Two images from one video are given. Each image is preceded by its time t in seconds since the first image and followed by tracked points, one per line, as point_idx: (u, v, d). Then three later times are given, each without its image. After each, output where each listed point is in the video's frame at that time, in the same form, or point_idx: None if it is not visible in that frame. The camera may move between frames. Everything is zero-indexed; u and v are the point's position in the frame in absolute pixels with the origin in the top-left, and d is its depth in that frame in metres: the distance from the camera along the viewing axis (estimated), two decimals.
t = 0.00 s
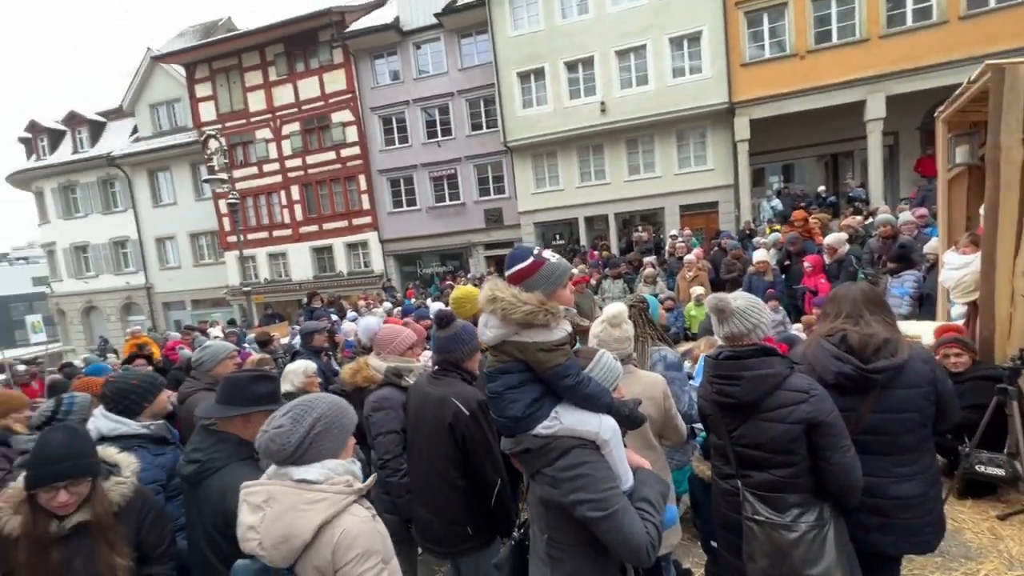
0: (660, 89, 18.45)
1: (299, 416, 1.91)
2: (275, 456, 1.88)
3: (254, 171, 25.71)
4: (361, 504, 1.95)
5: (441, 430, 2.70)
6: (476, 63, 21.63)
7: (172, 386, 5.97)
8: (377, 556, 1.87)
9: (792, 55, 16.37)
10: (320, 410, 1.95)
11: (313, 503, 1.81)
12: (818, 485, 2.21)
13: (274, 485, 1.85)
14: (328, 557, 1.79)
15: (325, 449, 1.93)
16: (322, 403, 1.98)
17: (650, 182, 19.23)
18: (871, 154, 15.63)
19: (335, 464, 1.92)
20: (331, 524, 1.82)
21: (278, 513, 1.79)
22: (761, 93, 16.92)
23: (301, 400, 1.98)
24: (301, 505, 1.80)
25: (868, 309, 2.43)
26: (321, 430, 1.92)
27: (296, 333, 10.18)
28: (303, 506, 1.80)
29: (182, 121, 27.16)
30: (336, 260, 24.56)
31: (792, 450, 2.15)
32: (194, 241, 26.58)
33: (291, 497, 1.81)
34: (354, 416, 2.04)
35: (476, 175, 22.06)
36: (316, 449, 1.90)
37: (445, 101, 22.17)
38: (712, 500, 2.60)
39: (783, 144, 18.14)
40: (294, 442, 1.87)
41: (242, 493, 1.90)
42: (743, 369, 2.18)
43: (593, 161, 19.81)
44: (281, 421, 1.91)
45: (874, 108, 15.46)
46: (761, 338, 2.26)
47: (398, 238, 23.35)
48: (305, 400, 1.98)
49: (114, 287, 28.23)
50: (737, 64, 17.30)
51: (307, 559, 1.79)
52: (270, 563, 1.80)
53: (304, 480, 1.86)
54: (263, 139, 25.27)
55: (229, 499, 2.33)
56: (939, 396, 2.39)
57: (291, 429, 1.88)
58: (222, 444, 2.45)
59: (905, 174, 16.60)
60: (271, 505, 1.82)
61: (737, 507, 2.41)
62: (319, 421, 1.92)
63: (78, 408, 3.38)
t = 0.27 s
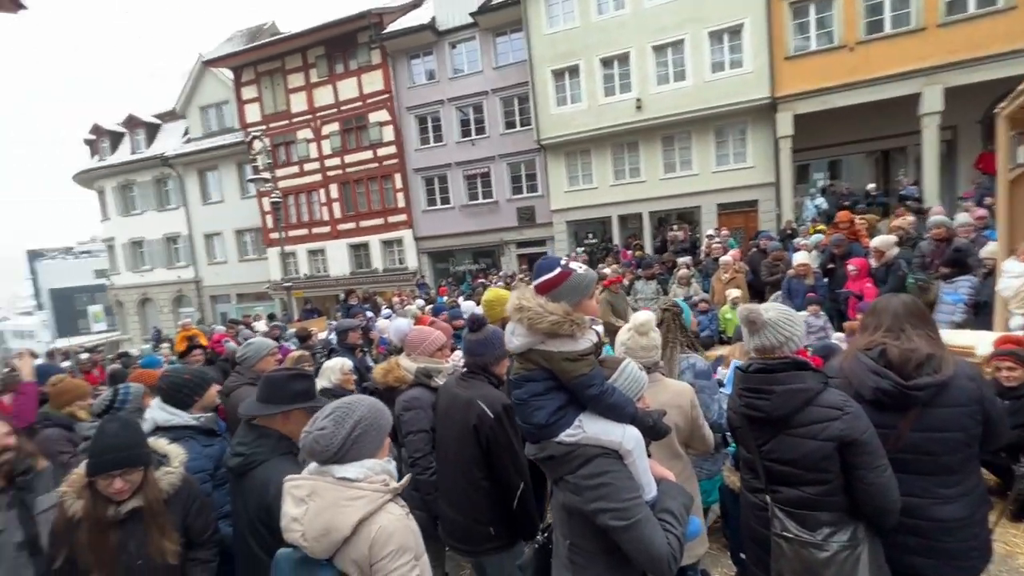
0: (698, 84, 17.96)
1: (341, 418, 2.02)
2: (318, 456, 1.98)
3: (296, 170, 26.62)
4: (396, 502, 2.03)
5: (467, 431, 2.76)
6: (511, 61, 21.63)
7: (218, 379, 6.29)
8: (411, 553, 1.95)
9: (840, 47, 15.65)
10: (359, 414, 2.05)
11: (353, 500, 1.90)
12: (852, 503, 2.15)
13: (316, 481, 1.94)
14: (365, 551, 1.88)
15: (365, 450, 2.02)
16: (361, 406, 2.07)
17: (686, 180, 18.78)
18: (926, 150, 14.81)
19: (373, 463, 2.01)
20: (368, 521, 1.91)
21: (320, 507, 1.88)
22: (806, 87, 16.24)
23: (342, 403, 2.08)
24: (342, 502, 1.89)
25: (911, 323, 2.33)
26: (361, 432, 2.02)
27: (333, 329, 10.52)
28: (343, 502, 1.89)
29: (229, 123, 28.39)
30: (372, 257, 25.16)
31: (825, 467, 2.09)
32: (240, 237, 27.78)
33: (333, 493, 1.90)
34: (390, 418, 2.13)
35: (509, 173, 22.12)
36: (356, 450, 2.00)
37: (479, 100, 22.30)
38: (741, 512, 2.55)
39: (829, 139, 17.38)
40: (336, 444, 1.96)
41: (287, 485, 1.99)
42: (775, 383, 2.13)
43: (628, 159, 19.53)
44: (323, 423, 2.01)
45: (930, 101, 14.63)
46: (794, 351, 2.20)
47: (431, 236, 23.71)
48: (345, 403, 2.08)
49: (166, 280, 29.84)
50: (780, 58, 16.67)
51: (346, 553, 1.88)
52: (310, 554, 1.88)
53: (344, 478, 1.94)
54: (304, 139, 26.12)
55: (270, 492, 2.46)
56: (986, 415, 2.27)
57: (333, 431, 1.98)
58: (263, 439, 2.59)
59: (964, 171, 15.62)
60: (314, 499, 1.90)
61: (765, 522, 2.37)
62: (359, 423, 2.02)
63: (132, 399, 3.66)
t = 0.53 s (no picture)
0: (739, 80, 17.42)
1: (381, 421, 2.10)
2: (359, 457, 2.06)
3: (335, 170, 27.43)
4: (432, 504, 2.10)
5: (498, 434, 2.80)
6: (546, 60, 21.56)
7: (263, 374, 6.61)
8: (444, 554, 2.02)
9: (894, 38, 14.88)
10: (397, 417, 2.13)
11: (390, 501, 1.98)
12: (895, 524, 2.08)
13: (356, 480, 2.04)
14: (402, 550, 1.95)
15: (403, 452, 2.10)
16: (400, 410, 2.16)
17: (725, 178, 18.27)
18: (988, 145, 13.94)
19: (410, 465, 2.09)
20: (404, 521, 1.98)
21: (361, 505, 1.97)
22: (855, 82, 15.52)
23: (381, 407, 2.16)
24: (380, 502, 1.97)
25: (964, 338, 2.22)
26: (400, 435, 2.10)
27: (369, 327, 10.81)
28: (382, 502, 1.97)
29: (273, 126, 29.50)
30: (407, 256, 25.65)
31: (866, 487, 2.03)
32: (282, 236, 28.85)
33: (374, 492, 1.99)
34: (426, 422, 2.21)
35: (543, 172, 22.10)
36: (396, 452, 2.08)
37: (513, 99, 22.35)
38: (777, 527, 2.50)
39: (879, 135, 16.56)
40: (376, 446, 2.04)
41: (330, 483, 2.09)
42: (814, 399, 2.07)
43: (664, 157, 19.17)
44: (364, 426, 2.10)
45: (993, 93, 13.74)
46: (835, 365, 2.14)
47: (465, 235, 23.97)
48: (384, 407, 2.16)
49: (214, 276, 31.31)
50: (827, 51, 15.99)
51: (383, 550, 1.96)
52: (351, 550, 1.97)
53: (384, 479, 2.03)
54: (344, 141, 26.87)
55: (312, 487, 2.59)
56: None
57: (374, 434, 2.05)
58: (306, 437, 2.72)
59: None
60: (355, 497, 2.00)
61: (802, 539, 2.31)
62: (398, 427, 2.10)
63: (185, 393, 3.91)
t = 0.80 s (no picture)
0: (778, 74, 16.81)
1: (411, 424, 2.15)
2: (390, 459, 2.12)
3: (368, 170, 28.01)
4: (459, 506, 2.15)
5: (527, 437, 2.82)
6: (577, 57, 21.37)
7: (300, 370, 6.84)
8: (471, 556, 2.06)
9: (948, 26, 14.09)
10: (427, 421, 2.18)
11: (420, 500, 2.03)
12: (938, 546, 2.00)
13: (387, 480, 2.10)
14: (430, 550, 2.00)
15: (433, 455, 2.15)
16: (430, 413, 2.20)
17: (762, 175, 17.70)
18: None
19: (440, 467, 2.14)
20: (433, 522, 2.03)
21: (392, 504, 2.02)
22: (904, 73, 14.77)
23: (411, 411, 2.21)
24: (411, 501, 2.02)
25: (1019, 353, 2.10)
26: (429, 439, 2.15)
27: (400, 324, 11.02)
28: (412, 501, 2.02)
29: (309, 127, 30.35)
30: (437, 253, 25.96)
31: (909, 507, 1.96)
32: (318, 233, 29.69)
33: (403, 492, 2.04)
34: (455, 425, 2.25)
35: (573, 170, 21.96)
36: (425, 455, 2.13)
37: (544, 97, 22.27)
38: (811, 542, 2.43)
39: (930, 130, 15.71)
40: (407, 449, 2.10)
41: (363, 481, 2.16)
42: (854, 414, 1.99)
43: (698, 154, 18.72)
44: (395, 429, 2.15)
45: None
46: (876, 378, 2.06)
47: (495, 233, 24.08)
48: (414, 411, 2.21)
49: (253, 272, 32.52)
50: (874, 41, 15.27)
51: (413, 549, 2.01)
52: (382, 547, 2.03)
53: (414, 480, 2.08)
54: (377, 140, 27.39)
55: (347, 484, 2.67)
56: None
57: (405, 437, 2.11)
58: (341, 435, 2.81)
59: None
60: (386, 496, 2.05)
61: (838, 556, 2.24)
62: (427, 430, 2.15)
63: (227, 386, 4.10)
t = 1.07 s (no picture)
0: (823, 65, 16.11)
1: (443, 424, 2.18)
2: (421, 456, 2.15)
3: (402, 168, 28.50)
4: (488, 507, 2.17)
5: (557, 442, 2.82)
6: (611, 53, 21.08)
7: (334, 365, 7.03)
8: (500, 556, 2.07)
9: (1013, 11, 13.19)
10: (460, 421, 2.21)
11: (450, 499, 2.06)
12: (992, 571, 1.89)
13: (419, 478, 2.14)
14: (460, 549, 2.03)
15: (464, 454, 2.18)
16: (461, 414, 2.24)
17: (803, 171, 17.03)
18: None
19: (470, 468, 2.18)
20: (463, 521, 2.06)
21: (422, 503, 2.06)
22: (962, 62, 13.92)
23: (445, 410, 2.25)
24: (441, 501, 2.06)
25: None
26: (461, 438, 2.17)
27: (431, 321, 11.18)
28: (443, 501, 2.06)
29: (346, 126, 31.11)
30: (468, 251, 26.18)
31: (961, 529, 1.86)
32: (353, 231, 30.45)
33: (433, 491, 2.08)
34: (485, 428, 2.28)
35: (605, 167, 21.71)
36: (457, 453, 2.16)
37: (577, 93, 22.08)
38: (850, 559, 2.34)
39: (990, 121, 14.77)
40: (439, 447, 2.13)
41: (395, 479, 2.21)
42: (900, 429, 1.89)
43: (735, 150, 18.19)
44: (429, 427, 2.19)
45: None
46: (923, 390, 1.96)
47: (526, 231, 24.09)
48: (447, 410, 2.25)
49: (291, 268, 33.61)
50: (928, 29, 14.45)
51: (442, 548, 2.05)
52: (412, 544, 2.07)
53: (445, 479, 2.12)
54: (410, 139, 27.82)
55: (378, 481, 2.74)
56: None
57: (437, 436, 2.14)
58: (372, 432, 2.88)
59: None
60: (416, 495, 2.09)
61: None
62: (459, 430, 2.18)
63: (268, 381, 4.25)
